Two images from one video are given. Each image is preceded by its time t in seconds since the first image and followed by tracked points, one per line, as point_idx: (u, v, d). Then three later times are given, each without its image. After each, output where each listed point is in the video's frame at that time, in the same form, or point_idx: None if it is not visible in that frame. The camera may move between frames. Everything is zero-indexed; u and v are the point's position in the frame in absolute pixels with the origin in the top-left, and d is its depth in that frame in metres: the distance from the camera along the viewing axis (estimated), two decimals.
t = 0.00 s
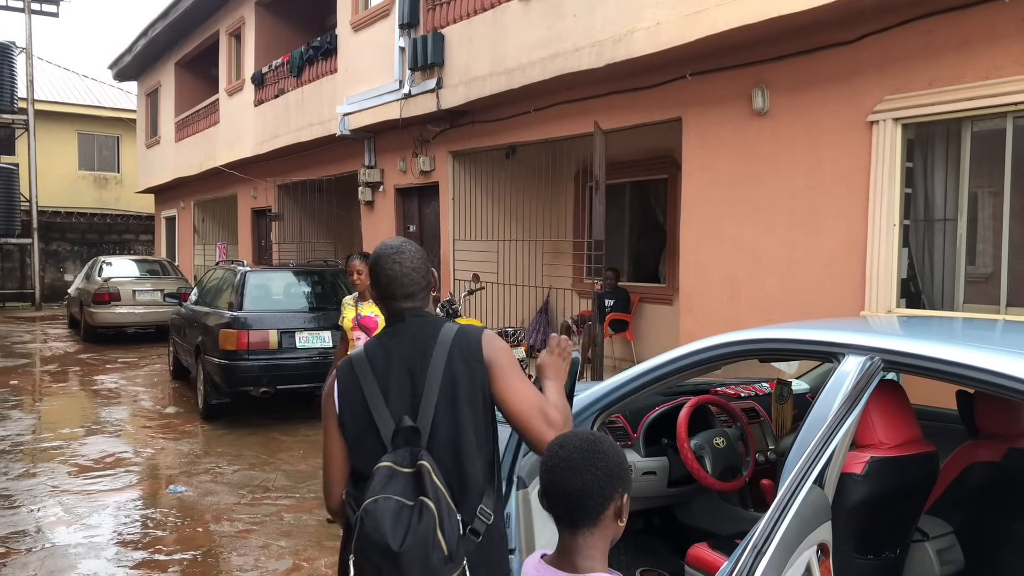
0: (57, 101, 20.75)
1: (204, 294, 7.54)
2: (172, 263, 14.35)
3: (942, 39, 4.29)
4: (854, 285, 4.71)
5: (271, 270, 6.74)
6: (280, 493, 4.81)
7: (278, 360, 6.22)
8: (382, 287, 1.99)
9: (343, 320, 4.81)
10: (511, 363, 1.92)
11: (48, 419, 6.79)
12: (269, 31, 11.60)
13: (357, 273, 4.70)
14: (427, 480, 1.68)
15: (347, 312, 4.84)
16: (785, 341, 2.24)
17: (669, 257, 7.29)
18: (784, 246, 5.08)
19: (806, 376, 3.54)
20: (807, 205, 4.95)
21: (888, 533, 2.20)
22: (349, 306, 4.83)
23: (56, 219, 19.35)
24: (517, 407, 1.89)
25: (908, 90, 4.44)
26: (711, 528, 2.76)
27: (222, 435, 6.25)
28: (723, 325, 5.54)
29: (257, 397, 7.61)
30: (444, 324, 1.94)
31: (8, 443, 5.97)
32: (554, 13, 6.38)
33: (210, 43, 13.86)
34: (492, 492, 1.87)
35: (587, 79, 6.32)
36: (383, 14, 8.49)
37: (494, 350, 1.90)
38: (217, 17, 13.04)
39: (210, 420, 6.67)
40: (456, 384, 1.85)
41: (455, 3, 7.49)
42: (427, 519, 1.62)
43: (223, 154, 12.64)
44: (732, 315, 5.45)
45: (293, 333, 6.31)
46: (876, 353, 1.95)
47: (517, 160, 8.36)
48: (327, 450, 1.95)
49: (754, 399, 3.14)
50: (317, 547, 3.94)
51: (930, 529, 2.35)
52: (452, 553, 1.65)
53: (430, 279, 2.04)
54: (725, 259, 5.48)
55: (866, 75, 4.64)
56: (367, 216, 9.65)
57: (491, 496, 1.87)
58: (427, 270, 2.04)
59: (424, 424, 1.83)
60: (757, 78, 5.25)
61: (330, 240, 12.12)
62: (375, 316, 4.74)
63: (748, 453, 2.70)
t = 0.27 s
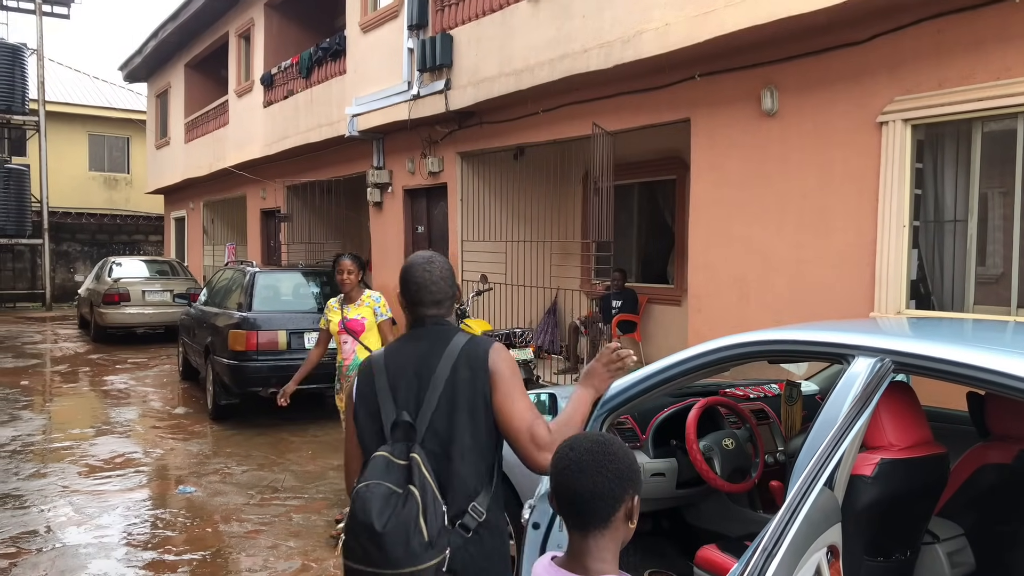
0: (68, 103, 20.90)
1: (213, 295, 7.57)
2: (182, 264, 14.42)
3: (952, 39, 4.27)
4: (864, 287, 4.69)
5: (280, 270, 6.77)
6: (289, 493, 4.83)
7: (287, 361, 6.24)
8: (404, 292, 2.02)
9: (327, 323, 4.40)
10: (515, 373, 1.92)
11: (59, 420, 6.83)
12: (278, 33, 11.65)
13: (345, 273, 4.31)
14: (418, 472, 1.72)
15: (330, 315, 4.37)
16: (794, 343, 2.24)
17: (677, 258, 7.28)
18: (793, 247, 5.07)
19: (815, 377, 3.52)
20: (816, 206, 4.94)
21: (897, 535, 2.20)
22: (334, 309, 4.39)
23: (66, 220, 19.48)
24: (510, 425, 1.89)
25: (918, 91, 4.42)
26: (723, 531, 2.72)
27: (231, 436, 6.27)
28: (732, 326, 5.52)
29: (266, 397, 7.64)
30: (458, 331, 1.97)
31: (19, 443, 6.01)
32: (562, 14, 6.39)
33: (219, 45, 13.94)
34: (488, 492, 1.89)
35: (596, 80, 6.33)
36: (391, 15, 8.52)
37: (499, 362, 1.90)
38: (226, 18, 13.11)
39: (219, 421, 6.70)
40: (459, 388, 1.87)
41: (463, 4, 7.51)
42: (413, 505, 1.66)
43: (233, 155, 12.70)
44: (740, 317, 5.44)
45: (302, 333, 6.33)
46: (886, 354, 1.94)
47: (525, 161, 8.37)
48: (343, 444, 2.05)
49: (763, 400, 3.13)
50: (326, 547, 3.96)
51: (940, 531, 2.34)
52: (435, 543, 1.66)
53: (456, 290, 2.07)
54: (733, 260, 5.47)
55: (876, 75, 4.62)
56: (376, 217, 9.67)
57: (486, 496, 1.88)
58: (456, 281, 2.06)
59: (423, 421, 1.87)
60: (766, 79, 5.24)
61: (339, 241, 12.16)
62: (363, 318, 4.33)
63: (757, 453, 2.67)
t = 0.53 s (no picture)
0: (75, 107, 21.02)
1: (219, 299, 7.60)
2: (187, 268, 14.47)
3: (957, 44, 4.27)
4: (869, 291, 4.69)
5: (285, 275, 6.80)
6: (294, 497, 4.84)
7: (293, 365, 6.27)
8: (450, 291, 2.24)
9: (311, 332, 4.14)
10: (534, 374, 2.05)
11: (65, 423, 6.86)
12: (284, 37, 11.70)
13: (338, 281, 4.04)
14: (411, 452, 1.90)
15: (320, 323, 4.11)
16: (798, 347, 2.25)
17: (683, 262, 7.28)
18: (798, 252, 5.07)
19: (821, 381, 3.52)
20: (820, 210, 4.94)
21: (903, 541, 2.20)
22: (325, 317, 4.12)
23: (73, 224, 19.58)
24: (537, 420, 2.00)
25: (924, 96, 4.43)
26: (730, 537, 2.67)
27: (236, 440, 6.29)
28: (736, 331, 5.52)
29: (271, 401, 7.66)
30: (484, 333, 2.14)
31: (26, 447, 6.04)
32: (568, 19, 6.41)
33: (225, 49, 14.00)
34: (480, 483, 2.01)
35: (601, 84, 6.34)
36: (397, 20, 8.56)
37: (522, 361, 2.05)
38: (233, 23, 13.17)
39: (225, 425, 6.73)
40: (473, 382, 2.03)
41: (469, 8, 7.54)
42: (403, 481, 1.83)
43: (238, 159, 12.75)
44: (745, 321, 5.44)
45: (308, 338, 6.35)
46: (891, 360, 1.95)
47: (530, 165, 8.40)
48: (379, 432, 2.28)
49: (768, 405, 3.13)
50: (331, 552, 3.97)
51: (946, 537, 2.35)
52: (416, 517, 1.83)
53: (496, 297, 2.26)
54: (738, 264, 5.47)
55: (881, 80, 4.62)
56: (381, 221, 9.70)
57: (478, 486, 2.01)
58: (497, 289, 2.26)
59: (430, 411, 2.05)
60: (771, 84, 5.25)
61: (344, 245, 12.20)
62: (348, 330, 4.05)
63: (762, 459, 2.68)
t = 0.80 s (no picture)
0: (78, 110, 21.07)
1: (221, 302, 7.61)
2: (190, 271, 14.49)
3: (960, 48, 4.27)
4: (871, 295, 4.69)
5: (288, 278, 6.81)
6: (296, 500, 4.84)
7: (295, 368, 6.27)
8: (449, 281, 2.29)
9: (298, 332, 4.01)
10: (525, 356, 2.08)
11: (67, 426, 6.87)
12: (287, 41, 11.73)
13: (330, 282, 3.94)
14: (395, 434, 2.06)
15: (306, 326, 4.00)
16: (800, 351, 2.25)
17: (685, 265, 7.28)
18: (801, 255, 5.07)
19: (823, 384, 3.50)
20: (823, 214, 4.94)
21: (905, 545, 2.19)
22: (310, 319, 4.01)
23: (76, 227, 19.62)
24: (553, 390, 2.06)
25: (926, 99, 4.42)
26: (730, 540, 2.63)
27: (238, 443, 6.29)
28: (739, 335, 5.52)
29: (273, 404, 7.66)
30: (479, 321, 2.20)
31: (28, 450, 6.05)
32: (570, 22, 6.42)
33: (228, 52, 14.03)
34: (463, 464, 2.08)
35: (603, 88, 6.35)
36: (400, 23, 8.57)
37: (517, 343, 2.10)
38: (236, 27, 13.20)
39: (227, 428, 6.73)
40: (462, 368, 2.11)
41: (471, 12, 7.55)
42: (383, 461, 2.01)
43: (241, 162, 12.78)
44: (748, 325, 5.43)
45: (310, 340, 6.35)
46: (894, 363, 1.94)
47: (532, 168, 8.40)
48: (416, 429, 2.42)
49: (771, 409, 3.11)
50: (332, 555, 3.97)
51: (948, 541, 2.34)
52: (400, 495, 2.00)
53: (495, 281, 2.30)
54: (740, 268, 5.47)
55: (884, 83, 4.62)
56: (384, 224, 9.70)
57: (460, 467, 2.08)
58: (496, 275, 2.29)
59: (421, 396, 2.17)
60: (773, 87, 5.25)
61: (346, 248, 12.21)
62: (340, 334, 3.94)
63: (764, 463, 2.67)
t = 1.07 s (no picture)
0: (82, 110, 21.12)
1: (223, 301, 7.62)
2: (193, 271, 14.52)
3: (963, 49, 4.27)
4: (874, 296, 4.68)
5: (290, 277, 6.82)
6: (298, 500, 4.84)
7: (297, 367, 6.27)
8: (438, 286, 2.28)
9: (274, 340, 3.85)
10: (484, 366, 2.04)
11: (70, 425, 6.88)
12: (290, 41, 11.75)
13: (310, 288, 3.81)
14: (368, 427, 2.18)
15: (283, 333, 3.84)
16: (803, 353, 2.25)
17: (687, 265, 7.28)
18: (803, 256, 5.06)
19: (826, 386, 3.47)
20: (826, 214, 4.93)
21: (909, 547, 2.19)
22: (285, 326, 3.86)
23: (79, 226, 19.66)
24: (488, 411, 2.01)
25: (930, 100, 4.42)
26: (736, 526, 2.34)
27: (241, 442, 6.30)
28: (741, 335, 5.51)
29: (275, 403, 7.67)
30: (455, 322, 2.19)
31: (31, 448, 6.06)
32: (573, 23, 6.42)
33: (231, 52, 14.06)
34: (428, 460, 2.11)
35: (606, 88, 6.35)
36: (403, 24, 8.59)
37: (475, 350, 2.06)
38: (239, 27, 13.23)
39: (229, 427, 6.74)
40: (426, 369, 2.13)
41: (474, 13, 7.56)
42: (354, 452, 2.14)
43: (244, 162, 12.80)
44: (750, 326, 5.43)
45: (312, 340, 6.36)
46: (897, 365, 1.94)
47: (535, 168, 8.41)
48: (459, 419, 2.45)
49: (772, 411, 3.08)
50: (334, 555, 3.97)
51: (952, 542, 2.34)
52: (370, 485, 2.11)
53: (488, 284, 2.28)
54: (743, 268, 5.46)
55: (887, 84, 4.62)
56: (386, 224, 9.71)
57: (426, 461, 2.11)
58: (486, 278, 2.27)
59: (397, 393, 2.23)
60: (776, 88, 5.25)
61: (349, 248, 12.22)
62: (322, 340, 3.88)
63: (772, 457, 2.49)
